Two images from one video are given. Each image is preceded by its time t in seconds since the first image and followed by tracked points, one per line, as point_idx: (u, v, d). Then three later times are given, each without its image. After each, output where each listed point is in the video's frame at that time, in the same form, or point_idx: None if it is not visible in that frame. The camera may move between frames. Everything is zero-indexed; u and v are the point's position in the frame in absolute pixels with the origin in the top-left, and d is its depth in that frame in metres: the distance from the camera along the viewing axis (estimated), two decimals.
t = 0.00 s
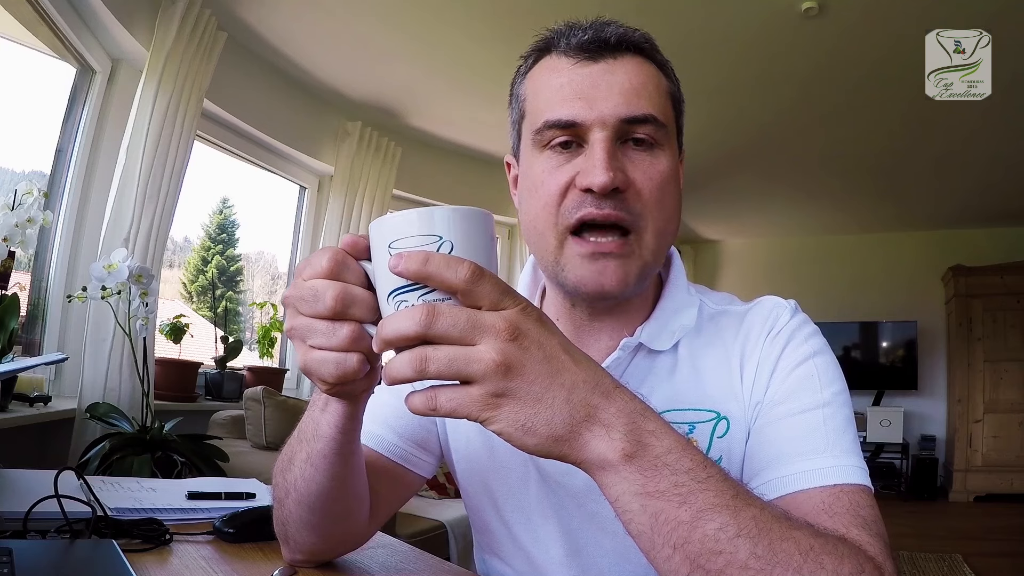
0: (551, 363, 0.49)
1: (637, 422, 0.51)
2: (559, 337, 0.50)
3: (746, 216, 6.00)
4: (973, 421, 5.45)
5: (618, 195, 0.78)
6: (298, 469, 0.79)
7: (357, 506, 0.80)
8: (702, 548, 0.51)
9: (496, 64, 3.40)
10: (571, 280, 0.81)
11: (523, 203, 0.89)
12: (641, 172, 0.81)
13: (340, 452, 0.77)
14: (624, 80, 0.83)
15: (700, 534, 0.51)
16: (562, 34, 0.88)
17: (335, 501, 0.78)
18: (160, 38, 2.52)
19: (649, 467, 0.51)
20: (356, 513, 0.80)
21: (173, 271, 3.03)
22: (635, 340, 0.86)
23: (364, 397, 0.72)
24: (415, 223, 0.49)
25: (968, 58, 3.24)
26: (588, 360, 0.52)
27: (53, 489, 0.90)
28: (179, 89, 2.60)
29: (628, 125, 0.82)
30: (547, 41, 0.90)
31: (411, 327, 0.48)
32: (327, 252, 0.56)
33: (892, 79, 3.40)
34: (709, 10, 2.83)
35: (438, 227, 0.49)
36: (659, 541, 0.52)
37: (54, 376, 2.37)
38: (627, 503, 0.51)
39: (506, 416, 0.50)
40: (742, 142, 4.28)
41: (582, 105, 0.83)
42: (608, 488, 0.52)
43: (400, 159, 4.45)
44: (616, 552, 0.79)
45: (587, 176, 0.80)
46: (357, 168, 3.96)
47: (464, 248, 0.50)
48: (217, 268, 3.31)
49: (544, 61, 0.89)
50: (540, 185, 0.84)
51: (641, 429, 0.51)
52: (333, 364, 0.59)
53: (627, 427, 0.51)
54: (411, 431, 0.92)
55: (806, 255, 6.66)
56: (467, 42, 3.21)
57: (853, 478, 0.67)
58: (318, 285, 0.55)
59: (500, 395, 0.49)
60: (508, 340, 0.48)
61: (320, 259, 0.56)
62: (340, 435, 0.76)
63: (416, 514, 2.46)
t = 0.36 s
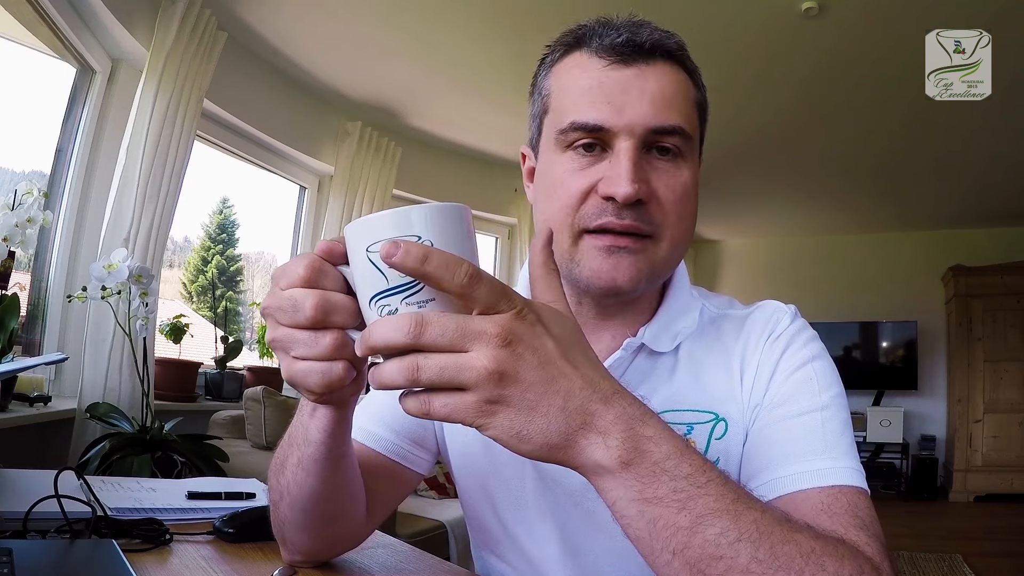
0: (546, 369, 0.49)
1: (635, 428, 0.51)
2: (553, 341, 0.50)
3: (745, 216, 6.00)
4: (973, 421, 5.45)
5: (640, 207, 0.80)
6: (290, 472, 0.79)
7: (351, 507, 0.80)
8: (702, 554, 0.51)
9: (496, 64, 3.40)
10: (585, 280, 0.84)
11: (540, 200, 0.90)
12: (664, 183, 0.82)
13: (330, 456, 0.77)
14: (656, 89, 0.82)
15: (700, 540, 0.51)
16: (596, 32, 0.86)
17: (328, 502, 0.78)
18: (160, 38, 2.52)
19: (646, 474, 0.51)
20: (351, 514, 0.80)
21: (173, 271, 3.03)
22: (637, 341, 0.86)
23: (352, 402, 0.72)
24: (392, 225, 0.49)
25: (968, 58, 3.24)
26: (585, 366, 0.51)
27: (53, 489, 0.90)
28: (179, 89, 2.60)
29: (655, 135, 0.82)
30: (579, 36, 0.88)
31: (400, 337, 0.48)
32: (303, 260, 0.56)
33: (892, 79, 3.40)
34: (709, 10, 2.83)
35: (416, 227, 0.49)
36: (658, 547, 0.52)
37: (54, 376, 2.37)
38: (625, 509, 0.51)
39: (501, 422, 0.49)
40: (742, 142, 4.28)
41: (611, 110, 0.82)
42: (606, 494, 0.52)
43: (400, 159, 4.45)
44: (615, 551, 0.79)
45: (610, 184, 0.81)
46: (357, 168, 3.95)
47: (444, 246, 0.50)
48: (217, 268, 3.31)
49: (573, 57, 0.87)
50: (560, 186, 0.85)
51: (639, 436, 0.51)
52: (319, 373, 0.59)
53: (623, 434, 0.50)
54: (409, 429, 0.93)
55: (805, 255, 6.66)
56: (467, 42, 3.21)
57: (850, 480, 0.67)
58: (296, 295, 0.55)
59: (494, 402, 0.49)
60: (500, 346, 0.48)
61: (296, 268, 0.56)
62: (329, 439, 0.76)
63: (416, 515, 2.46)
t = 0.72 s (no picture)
0: (543, 372, 0.49)
1: (630, 431, 0.51)
2: (549, 345, 0.50)
3: (745, 216, 6.00)
4: (973, 421, 5.45)
5: (633, 214, 0.79)
6: (291, 473, 0.79)
7: (353, 506, 0.80)
8: (699, 556, 0.51)
9: (496, 64, 3.40)
10: (579, 289, 0.82)
11: (533, 206, 0.89)
12: (657, 189, 0.81)
13: (332, 456, 0.77)
14: (648, 92, 0.81)
15: (697, 542, 0.51)
16: (586, 36, 0.86)
17: (330, 503, 0.78)
18: (160, 38, 2.52)
19: (643, 477, 0.51)
20: (352, 513, 0.80)
21: (173, 271, 3.03)
22: (636, 340, 0.86)
23: (354, 404, 0.72)
24: (397, 229, 0.49)
25: (968, 59, 3.24)
26: (580, 370, 0.51)
27: (52, 489, 0.90)
28: (179, 89, 2.60)
29: (648, 140, 0.81)
30: (569, 39, 0.87)
31: (397, 339, 0.48)
32: (308, 260, 0.56)
33: (892, 80, 3.41)
34: (709, 10, 2.83)
35: (421, 232, 0.49)
36: (655, 550, 0.52)
37: (54, 376, 2.37)
38: (621, 512, 0.51)
39: (498, 427, 0.49)
40: (742, 142, 4.28)
41: (601, 115, 0.81)
42: (603, 497, 0.52)
43: (400, 159, 4.45)
44: (612, 552, 0.79)
45: (602, 191, 0.79)
46: (357, 168, 3.96)
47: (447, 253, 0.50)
48: (217, 268, 3.31)
49: (564, 61, 0.86)
50: (553, 192, 0.84)
51: (635, 439, 0.51)
52: (319, 373, 0.59)
53: (620, 437, 0.50)
54: (409, 429, 0.93)
55: (805, 255, 6.66)
56: (467, 43, 3.21)
57: (850, 478, 0.67)
58: (299, 295, 0.55)
59: (491, 406, 0.49)
60: (497, 348, 0.48)
61: (301, 267, 0.56)
62: (331, 439, 0.76)
63: (416, 515, 2.46)
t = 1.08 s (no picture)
0: (549, 367, 0.50)
1: (635, 424, 0.52)
2: (556, 342, 0.51)
3: (745, 216, 6.00)
4: (973, 421, 5.46)
5: (624, 216, 0.78)
6: (295, 471, 0.80)
7: (355, 507, 0.80)
8: (701, 552, 0.51)
9: (496, 64, 3.40)
10: (576, 293, 0.82)
11: (527, 212, 0.89)
12: (648, 188, 0.80)
13: (337, 455, 0.77)
14: (634, 92, 0.81)
15: (699, 538, 0.51)
16: (569, 38, 0.85)
17: (335, 503, 0.78)
18: (160, 38, 2.52)
19: (647, 470, 0.51)
20: (355, 513, 0.80)
21: (173, 271, 3.03)
22: (634, 337, 0.86)
23: (361, 401, 0.72)
24: (413, 232, 0.48)
25: (968, 59, 3.24)
26: (584, 365, 0.52)
27: (52, 489, 0.90)
28: (179, 89, 2.60)
29: (636, 140, 0.80)
30: (553, 42, 0.87)
31: (405, 338, 0.47)
32: (322, 257, 0.56)
33: (892, 80, 3.41)
34: (709, 10, 2.83)
35: (436, 236, 0.49)
36: (658, 545, 0.52)
37: (54, 376, 2.37)
38: (626, 507, 0.52)
39: (506, 422, 0.50)
40: (742, 142, 4.29)
41: (587, 117, 0.80)
42: (607, 492, 0.52)
43: (400, 159, 4.45)
44: (612, 551, 0.79)
45: (592, 194, 0.79)
46: (357, 168, 3.96)
47: (461, 258, 0.49)
48: (217, 268, 3.31)
49: (548, 65, 0.86)
50: (545, 198, 0.84)
51: (639, 432, 0.52)
52: (325, 370, 0.59)
53: (625, 431, 0.51)
54: (409, 429, 0.92)
55: (805, 255, 6.67)
56: (467, 43, 3.21)
57: (851, 477, 0.67)
58: (312, 291, 0.55)
59: (499, 401, 0.49)
60: (505, 345, 0.48)
61: (315, 264, 0.56)
62: (336, 437, 0.76)
63: (416, 515, 2.46)
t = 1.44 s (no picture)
0: (552, 365, 0.50)
1: (636, 422, 0.52)
2: (559, 340, 0.51)
3: (745, 216, 6.00)
4: (973, 421, 5.46)
5: (616, 232, 0.78)
6: (298, 471, 0.80)
7: (357, 506, 0.80)
8: (699, 548, 0.51)
9: (496, 65, 3.40)
10: (574, 310, 0.83)
11: (518, 226, 0.88)
12: (638, 200, 0.80)
13: (341, 454, 0.77)
14: (619, 102, 0.80)
15: (698, 535, 0.51)
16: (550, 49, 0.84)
17: (338, 503, 0.78)
18: (160, 38, 2.52)
19: (647, 467, 0.51)
20: (356, 513, 0.80)
21: (173, 271, 3.03)
22: (633, 341, 0.86)
23: (365, 400, 0.72)
24: (421, 231, 0.49)
25: (968, 59, 3.24)
26: (587, 362, 0.52)
27: (52, 489, 0.90)
28: (179, 89, 2.60)
29: (625, 151, 0.80)
30: (534, 52, 0.86)
31: (413, 334, 0.47)
32: (330, 254, 0.56)
33: (892, 80, 3.41)
34: (710, 10, 2.83)
35: (443, 235, 0.49)
36: (657, 541, 0.52)
37: (54, 376, 2.37)
38: (626, 503, 0.52)
39: (510, 418, 0.50)
40: (741, 142, 4.29)
41: (573, 133, 0.80)
42: (607, 488, 0.52)
43: (400, 159, 4.45)
44: (611, 552, 0.79)
45: (582, 212, 0.78)
46: (357, 168, 3.96)
47: (468, 256, 0.50)
48: (217, 268, 3.31)
49: (531, 78, 0.85)
50: (535, 214, 0.84)
51: (640, 429, 0.52)
52: (330, 367, 0.58)
53: (625, 427, 0.51)
54: (409, 429, 0.92)
55: (805, 255, 6.67)
56: (467, 43, 3.22)
57: (849, 477, 0.67)
58: (319, 288, 0.55)
59: (503, 397, 0.49)
60: (510, 342, 0.49)
61: (322, 261, 0.56)
62: (341, 435, 0.76)
63: (415, 515, 2.46)
